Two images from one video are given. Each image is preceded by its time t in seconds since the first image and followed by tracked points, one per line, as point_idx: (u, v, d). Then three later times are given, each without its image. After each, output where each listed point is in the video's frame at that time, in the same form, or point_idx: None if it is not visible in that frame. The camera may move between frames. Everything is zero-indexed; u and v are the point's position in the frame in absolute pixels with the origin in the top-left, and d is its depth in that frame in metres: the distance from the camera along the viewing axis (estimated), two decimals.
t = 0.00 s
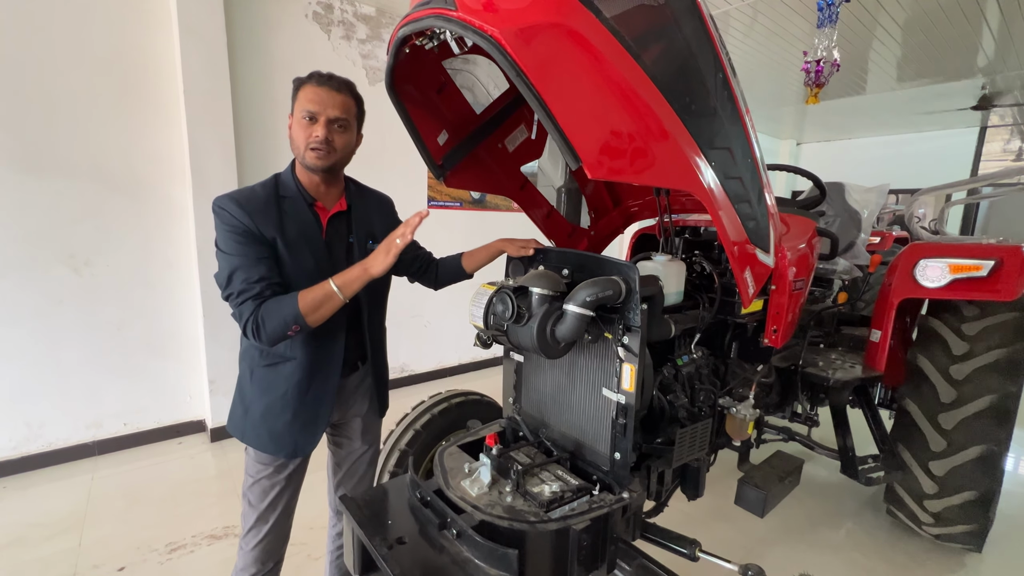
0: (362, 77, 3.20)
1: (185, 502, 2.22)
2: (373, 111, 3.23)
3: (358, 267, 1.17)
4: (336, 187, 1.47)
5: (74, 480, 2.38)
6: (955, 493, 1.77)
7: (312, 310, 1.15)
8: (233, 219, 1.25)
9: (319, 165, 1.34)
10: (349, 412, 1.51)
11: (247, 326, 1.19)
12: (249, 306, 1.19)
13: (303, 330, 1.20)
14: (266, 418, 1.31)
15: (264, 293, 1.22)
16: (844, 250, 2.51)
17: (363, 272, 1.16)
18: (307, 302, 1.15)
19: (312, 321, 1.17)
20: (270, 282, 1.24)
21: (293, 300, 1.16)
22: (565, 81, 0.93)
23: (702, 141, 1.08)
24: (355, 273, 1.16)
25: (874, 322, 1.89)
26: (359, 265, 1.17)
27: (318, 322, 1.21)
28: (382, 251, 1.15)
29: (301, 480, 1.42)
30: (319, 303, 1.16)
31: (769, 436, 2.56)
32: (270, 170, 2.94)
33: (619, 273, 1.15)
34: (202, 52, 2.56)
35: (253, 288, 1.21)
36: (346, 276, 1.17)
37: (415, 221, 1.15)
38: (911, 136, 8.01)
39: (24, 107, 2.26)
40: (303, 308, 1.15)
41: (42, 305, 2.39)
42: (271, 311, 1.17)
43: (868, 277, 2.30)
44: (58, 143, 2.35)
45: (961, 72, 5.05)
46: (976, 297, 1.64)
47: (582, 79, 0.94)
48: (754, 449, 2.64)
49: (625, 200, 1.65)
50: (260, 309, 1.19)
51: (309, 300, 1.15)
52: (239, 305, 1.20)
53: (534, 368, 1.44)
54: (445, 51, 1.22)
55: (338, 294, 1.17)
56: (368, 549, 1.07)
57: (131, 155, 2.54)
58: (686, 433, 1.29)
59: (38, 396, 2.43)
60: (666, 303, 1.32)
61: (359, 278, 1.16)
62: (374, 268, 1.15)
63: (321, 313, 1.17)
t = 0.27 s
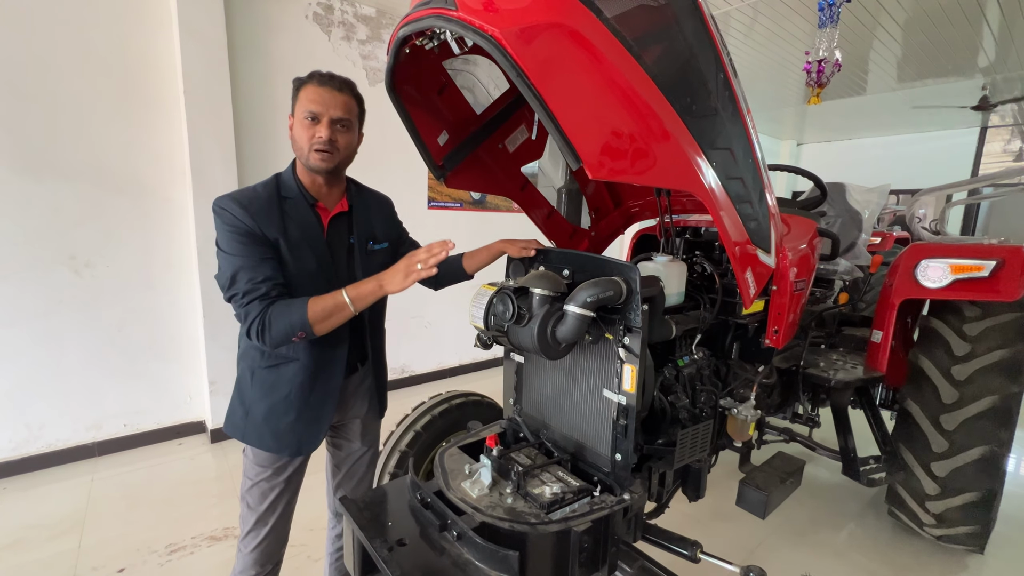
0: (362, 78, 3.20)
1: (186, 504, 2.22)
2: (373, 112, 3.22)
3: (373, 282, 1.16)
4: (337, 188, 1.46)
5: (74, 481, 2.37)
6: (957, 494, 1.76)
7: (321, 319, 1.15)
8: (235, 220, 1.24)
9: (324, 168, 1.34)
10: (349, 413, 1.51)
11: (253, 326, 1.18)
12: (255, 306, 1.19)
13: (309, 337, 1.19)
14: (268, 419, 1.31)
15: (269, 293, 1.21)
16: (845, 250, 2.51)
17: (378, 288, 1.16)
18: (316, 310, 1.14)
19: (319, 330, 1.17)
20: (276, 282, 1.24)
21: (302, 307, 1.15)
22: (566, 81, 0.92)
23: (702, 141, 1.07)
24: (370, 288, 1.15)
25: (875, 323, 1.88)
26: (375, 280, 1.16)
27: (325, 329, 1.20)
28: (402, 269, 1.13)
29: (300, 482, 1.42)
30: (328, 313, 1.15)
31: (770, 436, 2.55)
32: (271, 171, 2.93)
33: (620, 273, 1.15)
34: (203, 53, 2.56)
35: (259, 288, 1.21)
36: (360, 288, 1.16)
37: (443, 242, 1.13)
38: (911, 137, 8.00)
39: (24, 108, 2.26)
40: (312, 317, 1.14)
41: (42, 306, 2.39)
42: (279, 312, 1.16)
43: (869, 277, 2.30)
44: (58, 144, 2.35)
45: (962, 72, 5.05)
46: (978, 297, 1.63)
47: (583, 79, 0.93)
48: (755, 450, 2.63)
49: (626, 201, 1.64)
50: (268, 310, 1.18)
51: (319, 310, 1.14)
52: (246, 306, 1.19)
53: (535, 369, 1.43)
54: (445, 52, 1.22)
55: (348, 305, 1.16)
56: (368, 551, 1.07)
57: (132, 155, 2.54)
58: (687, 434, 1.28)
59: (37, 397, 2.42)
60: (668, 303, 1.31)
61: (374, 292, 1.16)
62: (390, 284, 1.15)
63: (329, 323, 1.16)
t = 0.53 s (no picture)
0: (361, 79, 3.20)
1: (186, 505, 2.22)
2: (373, 113, 3.23)
3: (388, 258, 1.17)
4: (336, 187, 1.46)
5: (73, 482, 2.37)
6: (957, 494, 1.76)
7: (342, 300, 1.14)
8: (238, 217, 1.25)
9: (320, 165, 1.34)
10: (349, 414, 1.51)
11: (274, 316, 1.15)
12: (276, 295, 1.16)
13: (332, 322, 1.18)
14: (270, 419, 1.30)
15: (286, 281, 1.20)
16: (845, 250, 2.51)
17: (394, 263, 1.16)
18: (337, 290, 1.14)
19: (342, 312, 1.16)
20: (290, 271, 1.23)
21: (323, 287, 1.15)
22: (565, 81, 0.92)
23: (701, 141, 1.07)
24: (386, 264, 1.16)
25: (875, 323, 1.88)
26: (389, 257, 1.17)
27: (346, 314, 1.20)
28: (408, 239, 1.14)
29: (301, 484, 1.42)
30: (350, 293, 1.15)
31: (770, 437, 2.55)
32: (270, 171, 2.94)
33: (619, 273, 1.14)
34: (202, 54, 2.57)
35: (276, 277, 1.19)
36: (376, 266, 1.17)
37: (431, 216, 1.15)
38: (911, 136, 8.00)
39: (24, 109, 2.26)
40: (333, 297, 1.13)
41: (42, 307, 2.39)
42: (301, 298, 1.15)
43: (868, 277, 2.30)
44: (58, 145, 2.35)
45: (962, 72, 5.05)
46: (979, 297, 1.63)
47: (581, 79, 0.93)
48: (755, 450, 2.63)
49: (625, 201, 1.64)
50: (289, 297, 1.16)
51: (340, 291, 1.14)
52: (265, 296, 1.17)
53: (534, 369, 1.43)
54: (443, 52, 1.22)
55: (369, 284, 1.16)
56: (367, 552, 1.07)
57: (131, 156, 2.54)
58: (686, 434, 1.28)
59: (37, 399, 2.42)
60: (667, 303, 1.31)
61: (390, 269, 1.17)
62: (402, 258, 1.15)
63: (351, 303, 1.16)
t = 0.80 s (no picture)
0: (362, 81, 3.21)
1: (187, 506, 2.22)
2: (373, 115, 3.24)
3: (393, 265, 1.19)
4: (336, 186, 1.47)
5: (75, 483, 2.38)
6: (959, 494, 1.76)
7: (344, 302, 1.15)
8: (241, 216, 1.25)
9: (320, 162, 1.34)
10: (354, 415, 1.51)
11: (274, 314, 1.15)
12: (276, 294, 1.16)
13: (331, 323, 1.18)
14: (275, 418, 1.31)
15: (287, 280, 1.21)
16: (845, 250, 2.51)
17: (398, 270, 1.19)
18: (340, 292, 1.15)
19: (343, 314, 1.17)
20: (290, 270, 1.23)
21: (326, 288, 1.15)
22: (563, 82, 0.93)
23: (699, 142, 1.08)
24: (390, 271, 1.19)
25: (875, 322, 1.88)
26: (394, 264, 1.20)
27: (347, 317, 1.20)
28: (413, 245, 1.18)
29: (305, 486, 1.42)
30: (352, 295, 1.16)
31: (771, 436, 2.55)
32: (271, 173, 2.95)
33: (618, 274, 1.15)
34: (203, 57, 2.58)
35: (276, 276, 1.20)
36: (381, 272, 1.19)
37: (437, 226, 1.20)
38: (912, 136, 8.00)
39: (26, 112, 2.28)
40: (335, 299, 1.14)
41: (44, 309, 2.40)
42: (303, 298, 1.15)
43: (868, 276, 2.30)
44: (60, 148, 2.36)
45: (962, 72, 5.05)
46: (979, 296, 1.63)
47: (579, 81, 0.94)
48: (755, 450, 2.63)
49: (625, 201, 1.65)
50: (289, 297, 1.16)
51: (342, 292, 1.15)
52: (265, 295, 1.17)
53: (534, 369, 1.43)
54: (442, 54, 1.23)
55: (371, 288, 1.18)
56: (367, 552, 1.07)
57: (133, 159, 2.55)
58: (686, 434, 1.28)
59: (39, 400, 2.43)
60: (666, 303, 1.32)
61: (394, 275, 1.19)
62: (406, 264, 1.18)
63: (352, 306, 1.17)
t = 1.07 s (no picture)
0: (362, 83, 3.23)
1: (188, 507, 2.22)
2: (373, 116, 3.25)
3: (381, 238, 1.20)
4: (336, 187, 1.47)
5: (77, 485, 2.38)
6: (959, 493, 1.76)
7: (341, 282, 1.16)
8: (240, 215, 1.26)
9: (317, 169, 1.35)
10: (357, 416, 1.52)
11: (276, 306, 1.16)
12: (277, 287, 1.17)
13: (333, 308, 1.18)
14: (280, 416, 1.32)
15: (288, 274, 1.21)
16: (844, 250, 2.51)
17: (387, 242, 1.19)
18: (336, 273, 1.16)
19: (342, 296, 1.17)
20: (291, 265, 1.24)
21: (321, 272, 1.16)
22: (560, 83, 0.93)
23: (697, 142, 1.08)
24: (380, 244, 1.19)
25: (875, 321, 1.88)
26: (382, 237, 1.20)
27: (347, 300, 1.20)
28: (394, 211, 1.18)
29: (307, 487, 1.43)
30: (348, 275, 1.16)
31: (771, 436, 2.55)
32: (272, 175, 2.96)
33: (616, 273, 1.15)
34: (204, 59, 2.59)
35: (276, 270, 1.20)
36: (372, 248, 1.19)
37: (411, 189, 1.20)
38: (912, 135, 8.00)
39: (27, 115, 2.29)
40: (332, 280, 1.15)
41: (45, 311, 2.40)
42: (301, 284, 1.16)
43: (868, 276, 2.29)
44: (61, 150, 2.38)
45: (962, 71, 5.05)
46: (979, 295, 1.63)
47: (576, 82, 0.94)
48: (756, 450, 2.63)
49: (624, 202, 1.65)
50: (289, 287, 1.17)
51: (337, 272, 1.16)
52: (266, 289, 1.18)
53: (534, 370, 1.43)
54: (440, 55, 1.23)
55: (366, 267, 1.18)
56: (367, 552, 1.08)
57: (134, 161, 2.56)
58: (686, 433, 1.28)
59: (41, 402, 2.44)
60: (665, 303, 1.32)
61: (384, 247, 1.19)
62: (393, 234, 1.19)
63: (350, 285, 1.17)
